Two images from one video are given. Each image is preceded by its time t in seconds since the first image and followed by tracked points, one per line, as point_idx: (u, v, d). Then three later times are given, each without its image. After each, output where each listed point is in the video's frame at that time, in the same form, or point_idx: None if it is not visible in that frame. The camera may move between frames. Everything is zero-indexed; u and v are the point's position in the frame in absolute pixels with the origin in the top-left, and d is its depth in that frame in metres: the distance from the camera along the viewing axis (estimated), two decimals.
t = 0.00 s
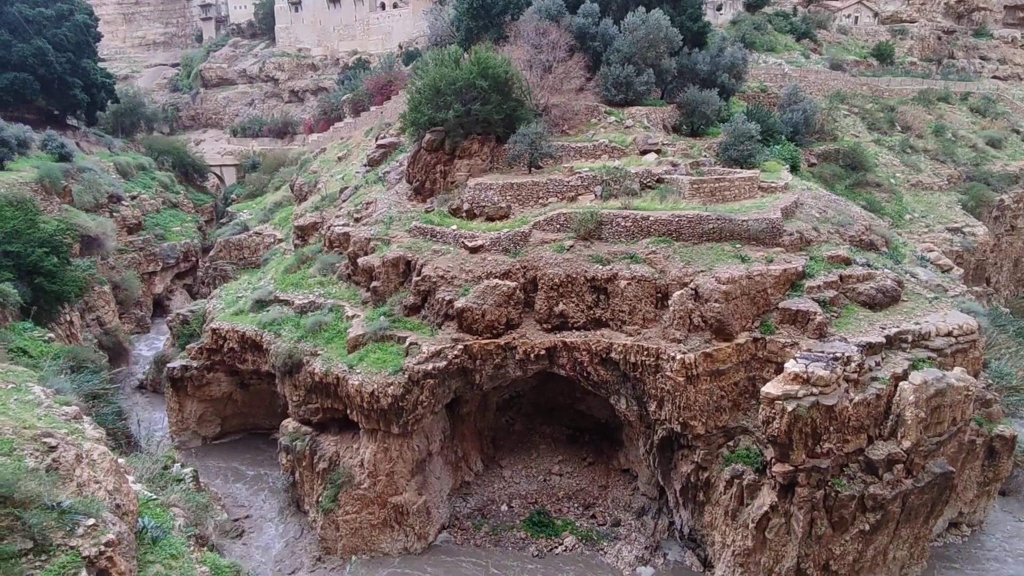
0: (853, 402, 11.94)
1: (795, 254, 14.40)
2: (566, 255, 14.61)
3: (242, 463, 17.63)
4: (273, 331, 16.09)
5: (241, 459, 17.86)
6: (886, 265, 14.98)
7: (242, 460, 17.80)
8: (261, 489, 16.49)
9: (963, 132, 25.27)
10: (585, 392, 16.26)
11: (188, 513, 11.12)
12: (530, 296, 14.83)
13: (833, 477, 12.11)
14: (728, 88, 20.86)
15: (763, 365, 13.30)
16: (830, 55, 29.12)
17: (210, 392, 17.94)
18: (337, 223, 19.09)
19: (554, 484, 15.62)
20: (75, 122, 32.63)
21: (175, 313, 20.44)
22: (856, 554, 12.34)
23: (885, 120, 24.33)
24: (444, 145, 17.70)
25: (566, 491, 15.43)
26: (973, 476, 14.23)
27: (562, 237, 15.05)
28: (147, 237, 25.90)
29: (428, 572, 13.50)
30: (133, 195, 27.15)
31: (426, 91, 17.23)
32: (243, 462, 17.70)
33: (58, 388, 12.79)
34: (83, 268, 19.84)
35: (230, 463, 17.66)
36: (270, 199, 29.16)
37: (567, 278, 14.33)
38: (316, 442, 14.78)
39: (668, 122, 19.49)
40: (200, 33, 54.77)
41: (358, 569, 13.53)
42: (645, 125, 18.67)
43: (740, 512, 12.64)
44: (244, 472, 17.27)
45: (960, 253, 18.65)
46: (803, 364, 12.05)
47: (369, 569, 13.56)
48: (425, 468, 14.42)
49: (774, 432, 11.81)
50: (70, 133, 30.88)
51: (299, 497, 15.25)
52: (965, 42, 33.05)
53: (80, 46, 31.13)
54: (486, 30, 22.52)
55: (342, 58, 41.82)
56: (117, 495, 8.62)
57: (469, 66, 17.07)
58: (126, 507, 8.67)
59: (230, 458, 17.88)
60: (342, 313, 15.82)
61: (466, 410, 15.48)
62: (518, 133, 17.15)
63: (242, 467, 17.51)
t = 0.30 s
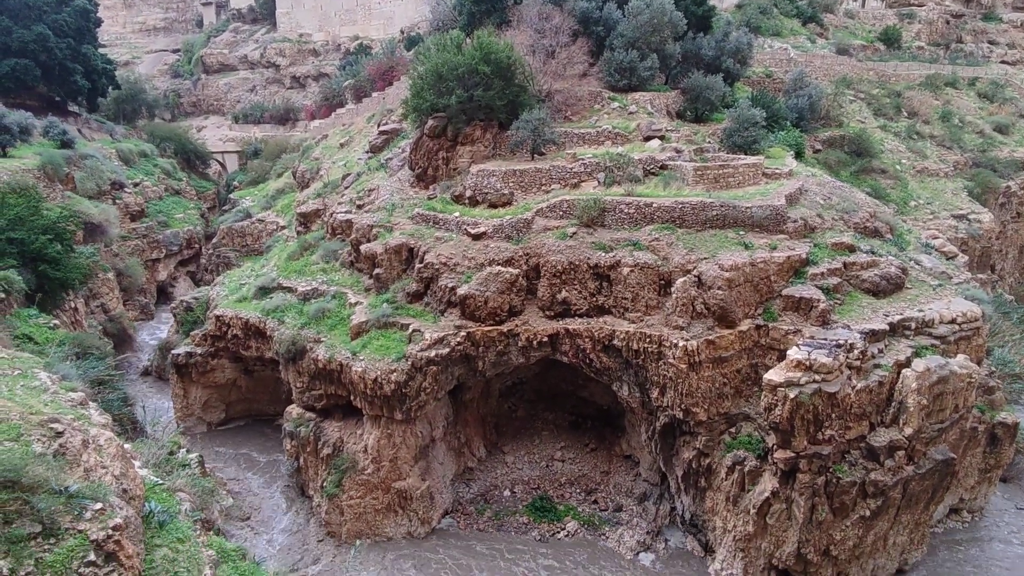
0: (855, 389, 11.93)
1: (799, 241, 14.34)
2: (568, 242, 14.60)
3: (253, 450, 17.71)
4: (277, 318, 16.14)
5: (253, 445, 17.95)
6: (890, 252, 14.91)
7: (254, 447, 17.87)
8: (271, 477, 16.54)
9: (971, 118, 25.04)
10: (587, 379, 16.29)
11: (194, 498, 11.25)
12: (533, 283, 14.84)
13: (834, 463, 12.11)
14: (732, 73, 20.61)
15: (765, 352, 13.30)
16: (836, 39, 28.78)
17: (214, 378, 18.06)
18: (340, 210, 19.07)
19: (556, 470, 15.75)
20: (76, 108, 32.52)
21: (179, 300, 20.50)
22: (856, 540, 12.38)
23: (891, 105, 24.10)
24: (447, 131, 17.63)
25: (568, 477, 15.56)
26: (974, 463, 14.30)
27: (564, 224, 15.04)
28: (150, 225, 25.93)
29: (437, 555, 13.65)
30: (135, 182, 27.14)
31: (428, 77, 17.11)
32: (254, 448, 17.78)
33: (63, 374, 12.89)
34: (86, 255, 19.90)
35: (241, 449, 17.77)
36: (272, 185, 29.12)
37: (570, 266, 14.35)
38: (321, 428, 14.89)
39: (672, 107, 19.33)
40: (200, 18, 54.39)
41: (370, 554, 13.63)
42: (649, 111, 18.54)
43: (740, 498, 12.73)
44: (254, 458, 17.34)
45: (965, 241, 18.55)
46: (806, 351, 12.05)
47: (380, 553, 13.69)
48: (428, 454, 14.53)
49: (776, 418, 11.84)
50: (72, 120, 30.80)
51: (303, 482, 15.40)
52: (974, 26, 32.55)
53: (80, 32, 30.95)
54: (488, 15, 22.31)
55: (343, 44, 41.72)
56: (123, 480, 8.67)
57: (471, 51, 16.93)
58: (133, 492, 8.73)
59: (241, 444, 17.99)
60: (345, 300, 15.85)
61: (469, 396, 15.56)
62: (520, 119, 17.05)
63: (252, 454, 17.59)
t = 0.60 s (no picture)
0: (857, 375, 11.94)
1: (803, 227, 14.29)
2: (571, 229, 14.59)
3: (263, 437, 17.79)
4: (280, 304, 16.17)
5: (262, 432, 18.04)
6: (894, 239, 14.84)
7: (263, 434, 17.95)
8: (278, 462, 16.64)
9: (977, 102, 24.82)
10: (590, 365, 16.32)
11: (199, 482, 11.36)
12: (536, 270, 14.84)
13: (836, 449, 12.15)
14: (737, 57, 20.35)
15: (768, 338, 13.30)
16: (842, 23, 28.46)
17: (218, 364, 18.15)
18: (342, 197, 19.04)
19: (558, 455, 15.86)
20: (77, 94, 32.39)
21: (182, 287, 20.54)
22: (856, 525, 12.42)
23: (897, 90, 23.88)
24: (449, 117, 17.53)
25: (571, 462, 15.67)
26: (975, 449, 14.34)
27: (567, 210, 15.02)
28: (152, 211, 25.93)
29: (446, 538, 13.80)
30: (137, 168, 27.10)
31: (430, 62, 16.97)
32: (264, 435, 17.86)
33: (69, 360, 12.97)
34: (89, 241, 19.92)
35: (249, 436, 17.86)
36: (275, 171, 29.07)
37: (573, 252, 14.33)
38: (324, 413, 14.97)
39: (675, 92, 19.19)
40: (200, 2, 53.86)
41: (380, 539, 13.76)
42: (653, 96, 18.40)
43: (742, 483, 12.77)
44: (264, 445, 17.41)
45: (970, 227, 18.46)
46: (809, 337, 12.04)
47: (390, 536, 13.84)
48: (431, 439, 14.62)
49: (778, 404, 11.88)
50: (73, 106, 30.66)
51: (308, 466, 15.55)
52: (982, 9, 32.13)
53: (79, 16, 30.75)
54: None
55: (344, 29, 41.76)
56: (130, 465, 8.70)
57: (473, 35, 16.78)
58: (139, 476, 8.78)
59: (251, 431, 18.08)
60: (348, 286, 15.87)
61: (472, 382, 15.62)
62: (523, 105, 16.94)
63: (263, 440, 17.66)
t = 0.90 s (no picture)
0: (860, 359, 11.92)
1: (806, 211, 14.24)
2: (573, 213, 14.57)
3: (274, 422, 17.85)
4: (283, 290, 16.19)
5: (273, 417, 18.15)
6: (898, 222, 14.78)
7: (273, 419, 18.10)
8: (284, 447, 16.73)
9: (984, 84, 24.59)
10: (592, 350, 16.38)
11: (205, 466, 11.46)
12: (538, 255, 14.84)
13: (837, 432, 12.20)
14: (741, 39, 20.22)
15: (770, 323, 13.31)
16: (848, 3, 28.15)
17: (222, 349, 18.22)
18: (344, 182, 18.99)
19: (561, 439, 15.97)
20: (76, 79, 32.21)
21: (186, 273, 20.57)
22: (856, 507, 12.45)
23: (904, 71, 23.64)
24: (450, 101, 17.41)
25: (573, 446, 15.77)
26: (976, 432, 14.40)
27: (570, 194, 15.01)
28: (154, 197, 25.91)
29: (457, 518, 14.02)
30: (138, 153, 27.01)
31: (431, 44, 16.83)
32: (276, 421, 17.91)
33: (74, 346, 13.04)
34: (92, 227, 19.92)
35: (258, 420, 18.01)
36: (276, 156, 28.98)
37: (575, 237, 14.31)
38: (328, 397, 15.03)
39: (679, 75, 19.02)
40: None
41: (392, 520, 13.91)
42: (656, 79, 18.27)
43: (743, 466, 12.84)
44: (276, 431, 17.47)
45: (975, 210, 18.36)
46: (811, 322, 12.04)
47: (403, 518, 13.99)
48: (435, 423, 14.72)
49: (780, 388, 11.91)
50: (72, 91, 30.47)
51: (312, 450, 15.67)
52: None
53: None
54: None
55: (344, 12, 41.95)
56: (136, 448, 8.78)
57: (474, 17, 16.59)
58: (145, 461, 8.85)
59: (261, 415, 18.23)
60: (351, 272, 15.88)
61: (475, 367, 15.67)
62: (525, 88, 16.81)
63: (275, 426, 17.71)
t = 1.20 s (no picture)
0: (860, 346, 11.91)
1: (808, 197, 14.21)
2: (574, 200, 14.54)
3: (282, 411, 17.85)
4: (283, 277, 16.18)
5: (277, 404, 18.20)
6: (900, 208, 14.73)
7: (276, 406, 18.11)
8: (287, 434, 16.81)
9: (989, 68, 24.43)
10: (593, 337, 16.43)
11: (208, 452, 11.53)
12: (539, 241, 14.81)
13: (836, 418, 12.22)
14: (743, 23, 20.12)
15: (771, 309, 13.31)
16: None
17: (223, 337, 18.27)
18: (344, 168, 18.92)
19: (561, 425, 16.05)
20: (73, 65, 32.01)
21: (186, 260, 20.57)
22: (855, 492, 12.50)
23: (908, 56, 23.46)
24: (450, 86, 17.30)
25: (574, 432, 15.84)
26: (976, 418, 14.45)
27: (571, 181, 14.98)
28: (153, 184, 25.84)
29: (466, 502, 14.16)
30: (137, 140, 26.90)
31: (430, 29, 16.68)
32: (284, 410, 17.90)
33: (76, 333, 13.08)
34: (92, 215, 19.88)
35: (260, 407, 18.04)
36: (275, 143, 28.91)
37: (575, 224, 14.29)
38: (330, 384, 15.07)
39: (681, 60, 18.86)
40: None
41: (401, 506, 14.02)
42: (658, 63, 18.17)
43: (742, 452, 12.91)
44: (283, 420, 17.48)
45: (978, 196, 18.29)
46: (812, 308, 12.04)
47: (413, 503, 14.10)
48: (436, 410, 14.80)
49: (780, 374, 11.92)
50: (70, 77, 30.25)
51: (314, 437, 15.77)
52: None
53: None
54: None
55: None
56: (139, 435, 8.81)
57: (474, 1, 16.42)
58: (149, 447, 8.88)
59: (263, 403, 18.26)
60: (351, 259, 15.87)
61: (475, 354, 15.71)
62: (525, 73, 16.67)
63: (283, 415, 17.70)
